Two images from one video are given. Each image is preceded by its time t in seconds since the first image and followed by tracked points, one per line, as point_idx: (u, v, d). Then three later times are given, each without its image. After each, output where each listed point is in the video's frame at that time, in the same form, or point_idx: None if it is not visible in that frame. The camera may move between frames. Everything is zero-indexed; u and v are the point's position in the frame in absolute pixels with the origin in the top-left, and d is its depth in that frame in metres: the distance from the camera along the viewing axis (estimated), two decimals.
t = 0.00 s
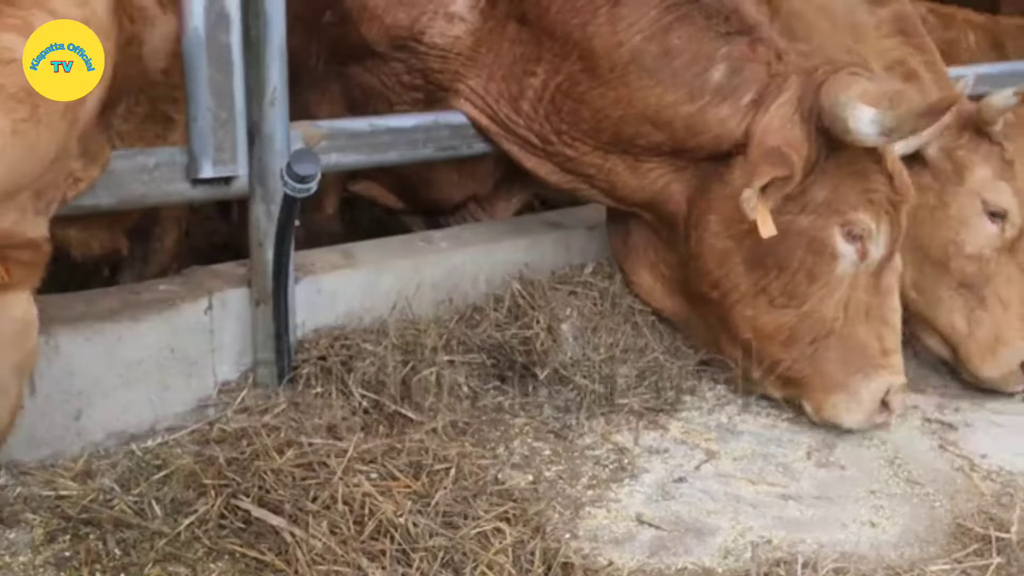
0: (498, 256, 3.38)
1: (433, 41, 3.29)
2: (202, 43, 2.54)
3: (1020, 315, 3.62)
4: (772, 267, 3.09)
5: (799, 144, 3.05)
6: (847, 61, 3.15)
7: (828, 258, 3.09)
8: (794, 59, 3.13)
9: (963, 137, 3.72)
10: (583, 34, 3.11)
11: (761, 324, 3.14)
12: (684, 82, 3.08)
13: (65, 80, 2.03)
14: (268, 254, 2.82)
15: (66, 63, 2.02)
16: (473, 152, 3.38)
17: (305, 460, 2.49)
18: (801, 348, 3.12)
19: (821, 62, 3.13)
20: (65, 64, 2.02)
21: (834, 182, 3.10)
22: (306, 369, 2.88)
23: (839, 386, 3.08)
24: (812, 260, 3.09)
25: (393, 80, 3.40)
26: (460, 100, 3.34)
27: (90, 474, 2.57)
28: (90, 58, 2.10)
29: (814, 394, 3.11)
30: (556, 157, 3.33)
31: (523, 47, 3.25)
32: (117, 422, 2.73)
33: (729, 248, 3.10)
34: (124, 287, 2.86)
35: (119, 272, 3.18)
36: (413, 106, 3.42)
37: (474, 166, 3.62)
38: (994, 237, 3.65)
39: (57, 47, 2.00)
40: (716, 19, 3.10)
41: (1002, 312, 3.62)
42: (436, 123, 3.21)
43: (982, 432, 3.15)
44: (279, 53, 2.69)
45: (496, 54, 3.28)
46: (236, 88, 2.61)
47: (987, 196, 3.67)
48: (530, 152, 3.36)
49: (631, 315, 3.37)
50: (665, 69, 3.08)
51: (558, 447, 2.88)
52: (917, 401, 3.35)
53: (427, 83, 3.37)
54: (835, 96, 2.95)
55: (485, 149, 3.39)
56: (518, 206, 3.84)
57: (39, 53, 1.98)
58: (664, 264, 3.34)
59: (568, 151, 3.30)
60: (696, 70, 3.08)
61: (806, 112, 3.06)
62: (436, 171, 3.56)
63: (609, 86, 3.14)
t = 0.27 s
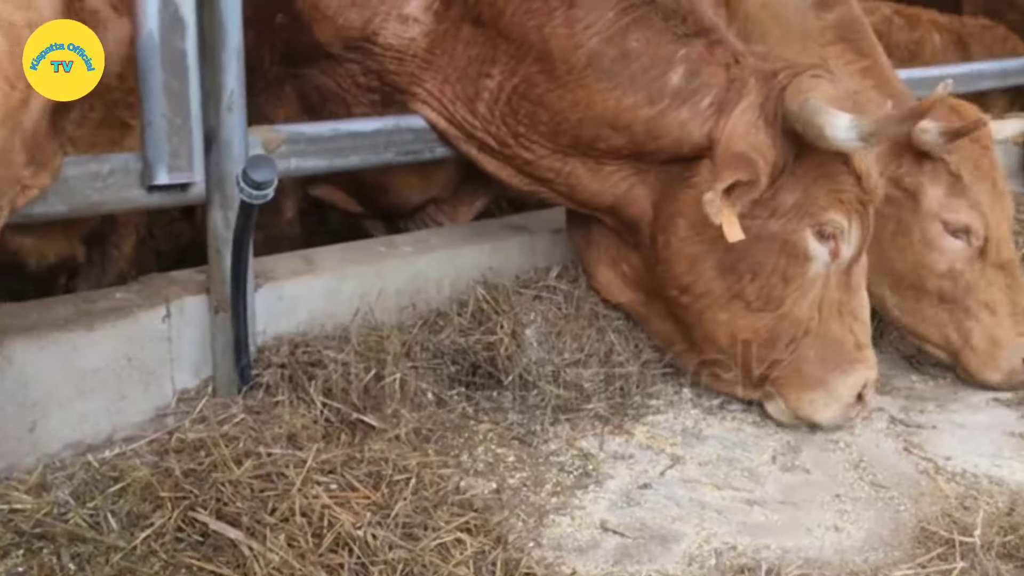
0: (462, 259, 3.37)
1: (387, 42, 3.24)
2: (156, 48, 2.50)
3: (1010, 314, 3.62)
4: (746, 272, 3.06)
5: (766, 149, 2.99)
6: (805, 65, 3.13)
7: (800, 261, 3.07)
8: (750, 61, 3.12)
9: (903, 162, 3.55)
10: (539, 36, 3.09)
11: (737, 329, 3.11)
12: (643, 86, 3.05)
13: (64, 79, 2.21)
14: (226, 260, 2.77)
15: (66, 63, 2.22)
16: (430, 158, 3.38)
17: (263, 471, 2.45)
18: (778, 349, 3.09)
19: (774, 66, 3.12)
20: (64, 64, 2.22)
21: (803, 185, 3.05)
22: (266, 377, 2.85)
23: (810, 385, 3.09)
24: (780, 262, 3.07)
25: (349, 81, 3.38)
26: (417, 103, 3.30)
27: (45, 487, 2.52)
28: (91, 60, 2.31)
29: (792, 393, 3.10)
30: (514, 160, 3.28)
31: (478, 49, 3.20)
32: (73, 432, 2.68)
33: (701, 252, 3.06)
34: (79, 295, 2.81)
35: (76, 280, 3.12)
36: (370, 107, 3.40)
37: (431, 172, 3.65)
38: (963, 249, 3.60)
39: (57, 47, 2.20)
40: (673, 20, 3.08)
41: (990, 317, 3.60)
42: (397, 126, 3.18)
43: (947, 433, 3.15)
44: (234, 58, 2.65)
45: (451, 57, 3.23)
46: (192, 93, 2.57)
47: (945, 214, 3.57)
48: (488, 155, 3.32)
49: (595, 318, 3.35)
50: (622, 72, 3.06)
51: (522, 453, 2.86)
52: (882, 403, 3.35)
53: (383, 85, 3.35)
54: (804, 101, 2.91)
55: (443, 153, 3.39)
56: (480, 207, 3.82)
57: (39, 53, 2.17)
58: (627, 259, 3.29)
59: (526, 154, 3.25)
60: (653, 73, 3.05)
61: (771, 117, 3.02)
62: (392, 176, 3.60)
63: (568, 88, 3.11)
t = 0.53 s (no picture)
0: (425, 265, 3.34)
1: (346, 44, 3.19)
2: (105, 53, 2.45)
3: (954, 318, 3.42)
4: (719, 274, 3.07)
5: (742, 153, 3.08)
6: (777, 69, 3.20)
7: (772, 262, 3.08)
8: (719, 65, 3.16)
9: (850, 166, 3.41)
10: (506, 37, 3.07)
11: (709, 330, 3.12)
12: (612, 87, 3.06)
13: (65, 79, 2.29)
14: (182, 269, 2.73)
15: (66, 63, 2.28)
16: (394, 163, 3.32)
17: (219, 486, 2.41)
18: (752, 347, 3.12)
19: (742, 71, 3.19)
20: (64, 64, 2.28)
21: (778, 188, 3.08)
22: (224, 389, 2.81)
23: (782, 381, 3.14)
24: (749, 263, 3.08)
25: (308, 85, 3.34)
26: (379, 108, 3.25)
27: None
28: (92, 59, 2.33)
29: (768, 390, 3.14)
30: (479, 161, 3.25)
31: (441, 51, 3.16)
32: (26, 447, 2.62)
33: (676, 255, 3.08)
34: (31, 307, 2.75)
35: (28, 290, 3.08)
36: (330, 110, 3.36)
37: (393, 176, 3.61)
38: (905, 252, 3.42)
39: (57, 47, 2.25)
40: (642, 22, 3.08)
41: (939, 321, 3.42)
42: (358, 132, 3.14)
43: (912, 437, 3.15)
44: (188, 63, 2.60)
45: (413, 59, 3.19)
46: (143, 99, 2.52)
47: (884, 218, 3.40)
48: (452, 157, 3.28)
49: (559, 325, 3.30)
50: (592, 73, 3.05)
51: (486, 462, 2.84)
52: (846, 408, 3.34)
53: (344, 88, 3.30)
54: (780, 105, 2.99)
55: (407, 158, 3.33)
56: (443, 212, 3.79)
57: (39, 53, 2.24)
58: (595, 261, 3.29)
59: (492, 155, 3.22)
60: (622, 75, 3.06)
61: (745, 122, 3.10)
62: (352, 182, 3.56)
63: (536, 89, 3.09)
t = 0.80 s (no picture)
0: (391, 269, 3.30)
1: (312, 44, 3.17)
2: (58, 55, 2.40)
3: (889, 313, 3.41)
4: (691, 273, 3.08)
5: (710, 152, 3.05)
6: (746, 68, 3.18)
7: (745, 260, 3.09)
8: (687, 63, 3.16)
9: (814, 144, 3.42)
10: (475, 35, 3.07)
11: (684, 327, 3.12)
12: (583, 84, 3.04)
13: (65, 78, 2.37)
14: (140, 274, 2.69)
15: (66, 63, 2.36)
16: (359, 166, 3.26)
17: (178, 496, 2.37)
18: (724, 345, 3.12)
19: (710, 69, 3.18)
20: (64, 64, 2.36)
21: (749, 187, 3.10)
22: (185, 396, 2.75)
23: (754, 379, 3.13)
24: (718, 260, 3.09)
25: (273, 85, 3.29)
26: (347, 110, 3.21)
27: None
28: (92, 59, 2.39)
29: (740, 386, 3.15)
30: (450, 161, 3.22)
31: (408, 50, 3.15)
32: None
33: (645, 253, 3.08)
34: None
35: None
36: (294, 111, 3.31)
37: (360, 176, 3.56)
38: (853, 240, 3.41)
39: (57, 47, 2.35)
40: (612, 19, 3.07)
41: (873, 312, 3.42)
42: (320, 135, 3.08)
43: (883, 435, 3.14)
44: (145, 65, 2.56)
45: (382, 58, 3.17)
46: (99, 103, 2.47)
47: (839, 202, 3.39)
48: (421, 157, 3.24)
49: (526, 329, 3.24)
50: (562, 70, 3.04)
51: (452, 467, 2.81)
52: (811, 403, 3.31)
53: (309, 88, 3.25)
54: (748, 106, 2.96)
55: (375, 160, 3.26)
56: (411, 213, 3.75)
57: (39, 53, 2.34)
58: (565, 258, 3.28)
59: (462, 154, 3.20)
60: (593, 72, 3.04)
61: (713, 119, 3.07)
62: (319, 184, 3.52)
63: (506, 86, 3.08)
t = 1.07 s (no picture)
0: (346, 272, 3.25)
1: (264, 42, 3.10)
2: None
3: (839, 308, 3.41)
4: (651, 265, 3.04)
5: (675, 148, 3.04)
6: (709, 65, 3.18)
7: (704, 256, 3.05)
8: (647, 58, 3.16)
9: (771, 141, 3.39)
10: (433, 29, 3.03)
11: (641, 321, 3.09)
12: (544, 78, 3.03)
13: (65, 79, 2.38)
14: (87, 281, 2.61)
15: (66, 63, 2.38)
16: (311, 167, 3.19)
17: (127, 508, 2.32)
18: (679, 338, 3.10)
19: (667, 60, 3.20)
20: (64, 64, 2.38)
21: (709, 183, 3.08)
22: (134, 405, 2.68)
23: (708, 366, 3.15)
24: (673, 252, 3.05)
25: (222, 84, 3.20)
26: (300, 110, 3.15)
27: None
28: (92, 59, 2.41)
29: (697, 377, 3.15)
30: (409, 157, 3.18)
31: (364, 47, 3.09)
32: None
33: (609, 245, 3.04)
34: None
35: None
36: (246, 110, 3.22)
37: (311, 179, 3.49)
38: (805, 236, 3.40)
39: (57, 47, 2.37)
40: (571, 12, 3.07)
41: (824, 306, 3.41)
42: (272, 137, 3.02)
43: (838, 435, 3.13)
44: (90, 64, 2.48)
45: (336, 55, 3.11)
46: (43, 104, 2.40)
47: (793, 198, 3.37)
48: (376, 155, 3.20)
49: (484, 332, 3.19)
50: (523, 64, 3.02)
51: (409, 473, 2.78)
52: (763, 406, 3.28)
53: (262, 88, 3.18)
54: (713, 103, 2.95)
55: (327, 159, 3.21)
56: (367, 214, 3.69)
57: (39, 53, 2.35)
58: (521, 253, 3.25)
59: (421, 150, 3.16)
60: (554, 65, 3.03)
61: (677, 114, 3.07)
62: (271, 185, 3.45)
63: (466, 81, 3.05)
